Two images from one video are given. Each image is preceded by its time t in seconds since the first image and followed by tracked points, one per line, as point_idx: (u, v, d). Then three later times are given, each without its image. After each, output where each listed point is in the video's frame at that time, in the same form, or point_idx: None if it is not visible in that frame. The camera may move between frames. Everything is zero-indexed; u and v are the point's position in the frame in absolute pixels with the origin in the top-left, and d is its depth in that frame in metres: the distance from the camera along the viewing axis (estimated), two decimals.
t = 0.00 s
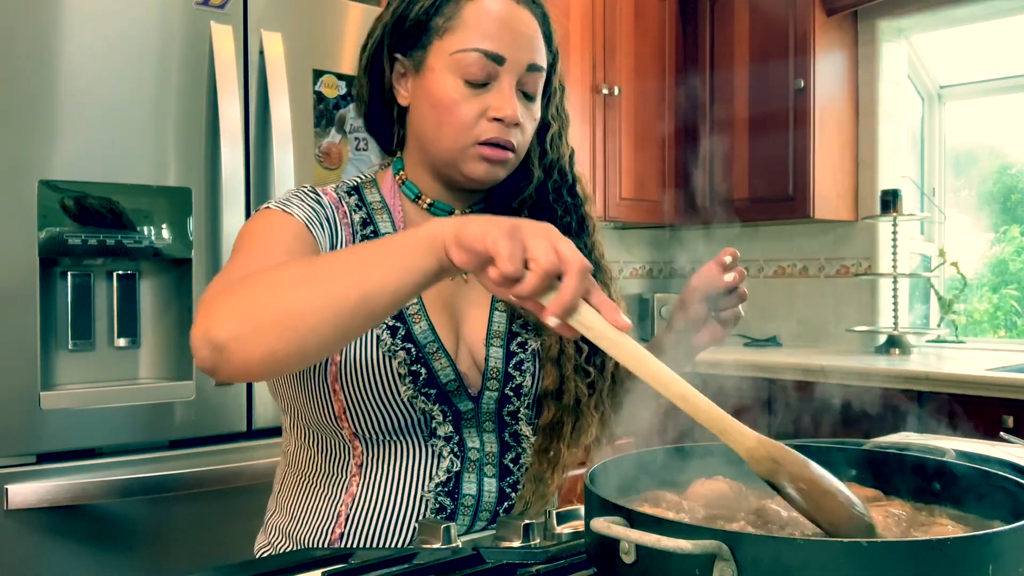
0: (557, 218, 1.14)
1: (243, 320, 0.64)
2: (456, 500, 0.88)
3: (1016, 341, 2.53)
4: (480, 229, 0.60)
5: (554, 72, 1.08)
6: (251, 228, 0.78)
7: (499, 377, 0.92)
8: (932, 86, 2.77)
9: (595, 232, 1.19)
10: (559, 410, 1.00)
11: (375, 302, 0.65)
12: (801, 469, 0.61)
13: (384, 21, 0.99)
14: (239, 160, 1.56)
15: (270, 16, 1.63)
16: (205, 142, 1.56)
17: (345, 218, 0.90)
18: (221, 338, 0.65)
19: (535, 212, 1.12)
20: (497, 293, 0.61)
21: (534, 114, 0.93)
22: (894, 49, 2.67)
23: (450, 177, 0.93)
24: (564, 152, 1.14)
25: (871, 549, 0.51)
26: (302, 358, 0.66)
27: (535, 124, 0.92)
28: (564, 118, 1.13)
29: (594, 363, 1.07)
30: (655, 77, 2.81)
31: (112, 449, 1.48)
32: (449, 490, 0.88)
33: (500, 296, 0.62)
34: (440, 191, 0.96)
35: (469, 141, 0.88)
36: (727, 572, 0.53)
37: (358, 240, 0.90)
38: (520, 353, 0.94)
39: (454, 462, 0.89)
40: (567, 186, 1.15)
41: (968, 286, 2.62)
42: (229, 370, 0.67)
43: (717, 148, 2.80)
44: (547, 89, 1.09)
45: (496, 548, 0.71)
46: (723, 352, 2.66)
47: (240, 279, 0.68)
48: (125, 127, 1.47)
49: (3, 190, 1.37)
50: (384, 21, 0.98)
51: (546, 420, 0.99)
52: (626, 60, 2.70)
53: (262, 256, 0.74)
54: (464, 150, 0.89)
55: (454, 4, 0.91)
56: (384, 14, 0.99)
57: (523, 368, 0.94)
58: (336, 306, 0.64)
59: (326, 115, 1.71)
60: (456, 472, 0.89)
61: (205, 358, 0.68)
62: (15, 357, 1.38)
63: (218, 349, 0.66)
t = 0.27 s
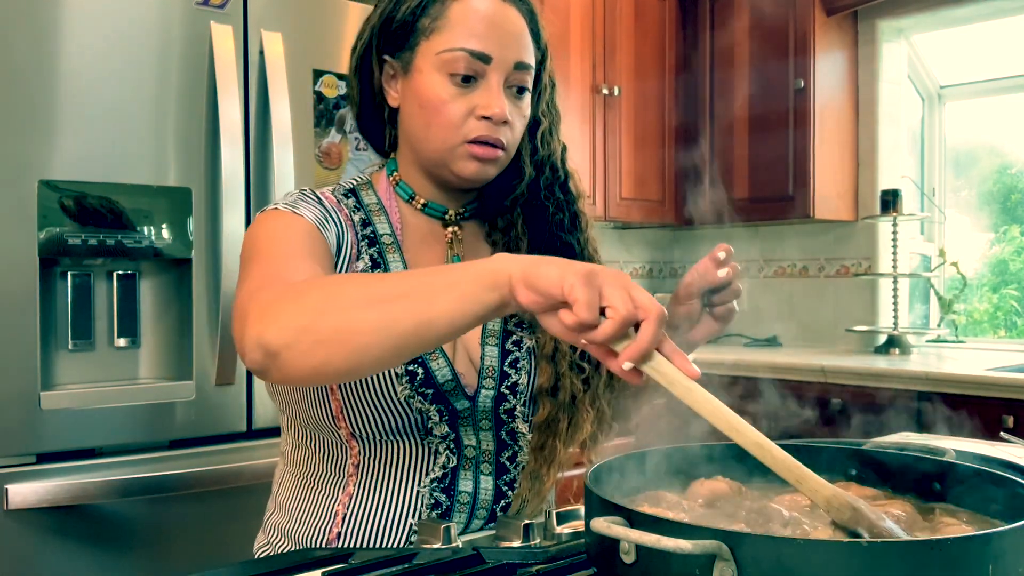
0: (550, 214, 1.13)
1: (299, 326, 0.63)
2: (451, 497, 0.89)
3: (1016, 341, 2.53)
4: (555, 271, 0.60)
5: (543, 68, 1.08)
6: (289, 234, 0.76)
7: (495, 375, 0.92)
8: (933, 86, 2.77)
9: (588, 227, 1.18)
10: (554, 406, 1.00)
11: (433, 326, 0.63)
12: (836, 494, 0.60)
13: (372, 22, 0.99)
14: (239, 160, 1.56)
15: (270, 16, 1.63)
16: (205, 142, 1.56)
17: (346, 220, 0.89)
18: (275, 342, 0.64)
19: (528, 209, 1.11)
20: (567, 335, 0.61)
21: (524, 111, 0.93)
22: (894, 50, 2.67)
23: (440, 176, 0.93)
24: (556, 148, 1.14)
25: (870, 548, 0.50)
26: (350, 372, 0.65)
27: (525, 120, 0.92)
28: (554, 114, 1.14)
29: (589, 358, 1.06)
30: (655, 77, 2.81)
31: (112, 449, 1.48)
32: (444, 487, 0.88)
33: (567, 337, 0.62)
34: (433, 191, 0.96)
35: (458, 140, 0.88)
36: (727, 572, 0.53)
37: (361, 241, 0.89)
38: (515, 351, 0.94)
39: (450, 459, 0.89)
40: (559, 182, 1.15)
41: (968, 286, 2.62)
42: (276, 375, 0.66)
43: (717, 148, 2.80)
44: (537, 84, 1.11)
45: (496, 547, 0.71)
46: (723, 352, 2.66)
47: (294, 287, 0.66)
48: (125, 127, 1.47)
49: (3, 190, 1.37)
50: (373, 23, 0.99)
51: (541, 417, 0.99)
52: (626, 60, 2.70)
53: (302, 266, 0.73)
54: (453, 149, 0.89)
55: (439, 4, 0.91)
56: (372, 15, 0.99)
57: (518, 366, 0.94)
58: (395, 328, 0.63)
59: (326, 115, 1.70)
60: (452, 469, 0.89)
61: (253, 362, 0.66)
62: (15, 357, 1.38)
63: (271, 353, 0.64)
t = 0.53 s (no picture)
0: (552, 215, 1.13)
1: (256, 312, 0.64)
2: (453, 497, 0.88)
3: (1016, 341, 2.53)
4: (499, 242, 0.60)
5: (546, 71, 1.08)
6: (278, 228, 0.77)
7: (497, 375, 0.92)
8: (932, 86, 2.77)
9: (590, 229, 1.18)
10: (556, 406, 1.00)
11: (386, 306, 0.64)
12: (746, 478, 0.59)
13: (376, 23, 0.99)
14: (239, 160, 1.56)
15: (270, 16, 1.63)
16: (205, 142, 1.56)
17: (344, 218, 0.89)
18: (229, 329, 0.65)
19: (531, 211, 1.11)
20: (504, 307, 0.60)
21: (527, 111, 0.93)
22: (894, 50, 2.67)
23: (444, 175, 0.93)
24: (558, 150, 1.14)
25: (869, 548, 0.51)
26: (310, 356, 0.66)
27: (529, 120, 0.92)
28: (557, 116, 1.14)
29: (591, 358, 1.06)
30: (656, 77, 2.81)
31: (112, 449, 1.48)
32: (447, 486, 0.88)
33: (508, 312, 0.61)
34: (435, 191, 0.96)
35: (462, 139, 0.88)
36: (727, 572, 0.53)
37: (357, 240, 0.89)
38: (518, 351, 0.94)
39: (453, 458, 0.89)
40: (562, 183, 1.14)
41: (968, 286, 2.62)
42: (234, 361, 0.67)
43: (717, 148, 2.80)
44: (539, 86, 1.11)
45: (496, 548, 0.71)
46: (722, 352, 2.66)
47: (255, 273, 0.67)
48: (125, 127, 1.47)
49: (3, 190, 1.37)
50: (376, 24, 0.99)
51: (544, 417, 0.99)
52: (626, 60, 2.70)
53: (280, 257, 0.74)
54: (456, 148, 0.89)
55: (444, 4, 0.91)
56: (376, 16, 1.00)
57: (521, 366, 0.94)
58: (348, 307, 0.63)
59: (326, 115, 1.70)
60: (455, 468, 0.89)
61: (210, 347, 0.68)
62: (15, 357, 1.39)
63: (225, 339, 0.66)
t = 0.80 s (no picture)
0: (546, 212, 1.13)
1: (284, 334, 0.62)
2: (448, 495, 0.88)
3: (1016, 341, 2.53)
4: (534, 284, 0.58)
5: (538, 70, 1.08)
6: (291, 241, 0.76)
7: (491, 372, 0.92)
8: (932, 86, 2.77)
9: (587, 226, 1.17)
10: (550, 403, 1.00)
11: (416, 342, 0.62)
12: (806, 498, 0.59)
13: (369, 23, 0.99)
14: (240, 160, 1.56)
15: (270, 16, 1.63)
16: (205, 142, 1.56)
17: (341, 218, 0.89)
18: (259, 350, 0.63)
19: (526, 208, 1.11)
20: (541, 348, 0.58)
21: (520, 110, 0.93)
22: (894, 50, 2.67)
23: (437, 173, 0.93)
24: (552, 147, 1.14)
25: (869, 548, 0.51)
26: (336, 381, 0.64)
27: (521, 119, 0.92)
28: (550, 113, 1.14)
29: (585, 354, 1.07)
30: (655, 77, 2.81)
31: (112, 449, 1.48)
32: (441, 484, 0.88)
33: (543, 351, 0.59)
34: (430, 190, 0.96)
35: (454, 138, 0.88)
36: (727, 572, 0.53)
37: (356, 239, 0.89)
38: (512, 348, 0.94)
39: (446, 457, 0.89)
40: (556, 180, 1.15)
41: (968, 286, 2.62)
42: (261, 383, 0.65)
43: (717, 148, 2.80)
44: (533, 85, 1.10)
45: (496, 547, 0.71)
46: (722, 352, 2.66)
47: (280, 293, 0.65)
48: (125, 127, 1.47)
49: (3, 190, 1.37)
50: (369, 24, 0.99)
51: (538, 413, 0.99)
52: (626, 60, 2.70)
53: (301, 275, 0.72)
54: (449, 147, 0.89)
55: (437, 3, 0.91)
56: (369, 16, 0.99)
57: (515, 363, 0.94)
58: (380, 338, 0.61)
59: (326, 115, 1.70)
60: (448, 467, 0.89)
61: (236, 368, 0.65)
62: (15, 357, 1.39)
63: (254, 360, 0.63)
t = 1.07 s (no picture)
0: (545, 209, 1.12)
1: (257, 328, 0.63)
2: (451, 494, 0.88)
3: (1016, 341, 2.53)
4: (499, 259, 0.60)
5: (535, 67, 1.09)
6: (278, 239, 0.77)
7: (494, 371, 0.92)
8: (932, 86, 2.77)
9: (585, 224, 1.16)
10: (552, 401, 1.00)
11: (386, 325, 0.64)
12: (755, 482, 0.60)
13: (365, 22, 0.99)
14: (240, 160, 1.56)
15: (271, 16, 1.63)
16: (205, 142, 1.56)
17: (336, 218, 0.89)
18: (233, 344, 0.64)
19: (525, 205, 1.11)
20: (507, 322, 0.60)
21: (517, 108, 0.93)
22: (894, 50, 2.67)
23: (434, 171, 0.93)
24: (549, 145, 1.15)
25: (870, 548, 0.51)
26: (312, 372, 0.65)
27: (519, 117, 0.92)
28: (547, 110, 1.14)
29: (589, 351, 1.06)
30: (655, 77, 2.81)
31: (112, 449, 1.48)
32: (444, 484, 0.88)
33: (510, 327, 0.61)
34: (427, 189, 0.96)
35: (452, 136, 0.88)
36: (727, 572, 0.53)
37: (351, 239, 0.89)
38: (514, 347, 0.94)
39: (450, 456, 0.89)
40: (555, 178, 1.15)
41: (968, 286, 2.62)
42: (238, 378, 0.66)
43: (716, 148, 2.80)
44: (528, 83, 1.12)
45: (496, 547, 0.71)
46: (722, 352, 2.66)
47: (258, 288, 0.67)
48: (125, 127, 1.47)
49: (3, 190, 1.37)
50: (365, 23, 0.98)
51: (540, 411, 0.99)
52: (625, 60, 2.70)
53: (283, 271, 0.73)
54: (446, 145, 0.89)
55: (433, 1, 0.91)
56: (365, 16, 0.99)
57: (517, 362, 0.94)
58: (349, 326, 0.63)
59: (326, 115, 1.70)
60: (452, 466, 0.89)
61: (211, 365, 0.66)
62: (15, 357, 1.39)
63: (229, 355, 0.64)
